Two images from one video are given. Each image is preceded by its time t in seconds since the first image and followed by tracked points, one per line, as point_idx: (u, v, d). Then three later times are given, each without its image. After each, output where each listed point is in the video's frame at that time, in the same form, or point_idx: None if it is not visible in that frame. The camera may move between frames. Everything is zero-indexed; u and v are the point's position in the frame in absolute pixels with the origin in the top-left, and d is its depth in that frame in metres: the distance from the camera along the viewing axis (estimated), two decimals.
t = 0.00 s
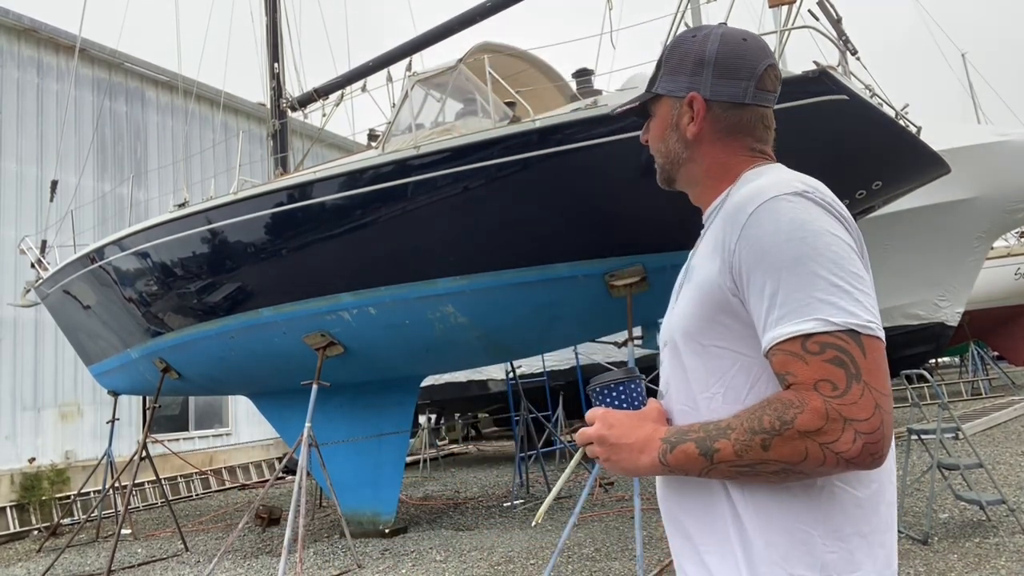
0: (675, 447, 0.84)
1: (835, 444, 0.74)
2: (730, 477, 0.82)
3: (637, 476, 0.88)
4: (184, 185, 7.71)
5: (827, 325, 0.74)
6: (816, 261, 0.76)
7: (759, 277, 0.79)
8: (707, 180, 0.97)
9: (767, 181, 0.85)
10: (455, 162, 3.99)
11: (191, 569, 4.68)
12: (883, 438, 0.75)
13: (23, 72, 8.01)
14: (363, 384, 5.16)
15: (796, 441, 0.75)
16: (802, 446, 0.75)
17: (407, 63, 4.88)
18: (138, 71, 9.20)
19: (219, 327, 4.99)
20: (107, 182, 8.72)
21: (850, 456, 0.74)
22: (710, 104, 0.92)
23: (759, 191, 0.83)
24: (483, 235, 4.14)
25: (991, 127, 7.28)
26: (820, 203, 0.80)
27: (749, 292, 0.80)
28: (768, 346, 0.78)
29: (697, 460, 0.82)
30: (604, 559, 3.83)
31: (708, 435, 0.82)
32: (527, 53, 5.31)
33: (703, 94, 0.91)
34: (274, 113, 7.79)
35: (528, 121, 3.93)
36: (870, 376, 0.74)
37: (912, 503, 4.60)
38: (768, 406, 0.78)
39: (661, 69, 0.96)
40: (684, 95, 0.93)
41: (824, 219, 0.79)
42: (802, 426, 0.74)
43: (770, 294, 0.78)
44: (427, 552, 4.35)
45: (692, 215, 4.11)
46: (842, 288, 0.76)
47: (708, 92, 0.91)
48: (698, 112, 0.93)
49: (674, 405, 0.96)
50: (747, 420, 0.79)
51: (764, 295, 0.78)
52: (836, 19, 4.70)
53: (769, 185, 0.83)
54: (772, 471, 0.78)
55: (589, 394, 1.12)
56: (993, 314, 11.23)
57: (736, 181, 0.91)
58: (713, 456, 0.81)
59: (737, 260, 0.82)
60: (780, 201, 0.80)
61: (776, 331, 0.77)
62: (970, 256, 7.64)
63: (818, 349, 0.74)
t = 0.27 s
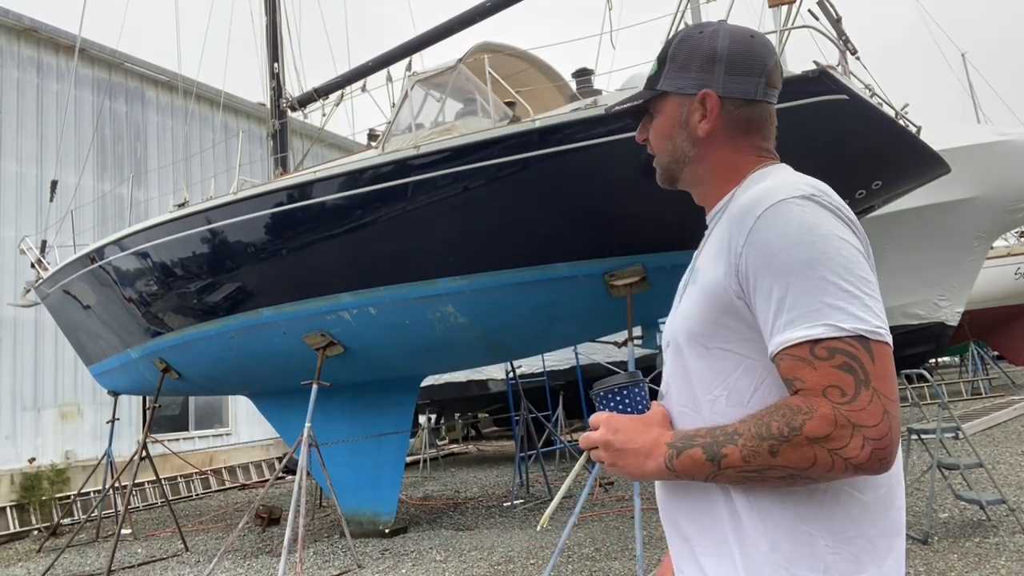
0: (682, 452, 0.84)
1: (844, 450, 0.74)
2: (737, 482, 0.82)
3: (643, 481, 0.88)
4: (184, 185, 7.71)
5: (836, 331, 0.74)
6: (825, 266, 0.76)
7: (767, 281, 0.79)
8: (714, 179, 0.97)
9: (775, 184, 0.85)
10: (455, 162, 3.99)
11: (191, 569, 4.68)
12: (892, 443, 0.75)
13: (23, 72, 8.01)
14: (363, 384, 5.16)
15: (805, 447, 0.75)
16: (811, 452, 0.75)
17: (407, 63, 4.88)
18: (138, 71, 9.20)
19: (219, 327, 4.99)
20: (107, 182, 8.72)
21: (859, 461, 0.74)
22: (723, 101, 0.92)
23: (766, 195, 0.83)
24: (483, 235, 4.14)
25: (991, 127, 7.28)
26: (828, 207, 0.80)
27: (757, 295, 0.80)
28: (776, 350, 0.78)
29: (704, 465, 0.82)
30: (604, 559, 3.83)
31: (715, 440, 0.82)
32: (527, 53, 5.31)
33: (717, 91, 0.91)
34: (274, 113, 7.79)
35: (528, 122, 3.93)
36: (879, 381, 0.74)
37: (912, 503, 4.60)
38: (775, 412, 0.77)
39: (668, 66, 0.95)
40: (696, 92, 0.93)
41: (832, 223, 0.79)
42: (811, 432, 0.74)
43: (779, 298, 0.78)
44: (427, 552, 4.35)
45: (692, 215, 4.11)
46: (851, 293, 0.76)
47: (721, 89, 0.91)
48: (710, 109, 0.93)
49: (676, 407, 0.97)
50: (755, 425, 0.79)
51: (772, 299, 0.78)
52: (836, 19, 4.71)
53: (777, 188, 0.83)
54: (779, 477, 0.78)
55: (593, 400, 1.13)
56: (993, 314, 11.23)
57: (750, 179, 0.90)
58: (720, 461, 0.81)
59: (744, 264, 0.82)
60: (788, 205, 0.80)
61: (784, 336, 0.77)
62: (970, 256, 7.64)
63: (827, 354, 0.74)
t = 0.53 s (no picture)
0: (684, 445, 0.83)
1: (853, 442, 0.73)
2: (741, 476, 0.81)
3: (643, 476, 0.86)
4: (184, 185, 7.71)
5: (845, 324, 0.74)
6: (835, 259, 0.76)
7: (776, 275, 0.79)
8: (752, 172, 0.97)
9: (782, 182, 0.85)
10: (454, 162, 3.99)
11: (191, 569, 4.68)
12: (899, 437, 0.75)
13: (23, 72, 8.01)
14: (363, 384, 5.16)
15: (813, 439, 0.74)
16: (818, 445, 0.74)
17: (407, 63, 4.88)
18: (138, 71, 9.20)
19: (219, 327, 4.99)
20: (107, 182, 8.72)
21: (867, 454, 0.73)
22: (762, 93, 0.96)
23: (774, 192, 0.84)
24: (483, 235, 4.14)
25: (991, 127, 7.29)
26: (836, 203, 0.81)
27: (764, 291, 0.81)
28: (784, 344, 0.78)
29: (708, 458, 0.82)
30: (604, 559, 3.83)
31: (719, 433, 0.82)
32: (527, 53, 5.31)
33: (763, 83, 0.95)
34: (274, 113, 7.79)
35: (527, 121, 3.93)
36: (888, 375, 0.74)
37: (912, 503, 4.60)
38: (782, 405, 0.77)
39: (713, 54, 0.92)
40: (748, 82, 0.94)
41: (840, 218, 0.79)
42: (819, 424, 0.74)
43: (787, 292, 0.78)
44: (427, 552, 4.35)
45: (692, 215, 4.10)
46: (860, 288, 0.76)
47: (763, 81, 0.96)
48: (756, 101, 0.95)
49: (677, 404, 0.98)
50: (762, 418, 0.78)
51: (781, 293, 0.78)
52: (836, 18, 4.71)
53: (785, 185, 0.84)
54: (784, 470, 0.78)
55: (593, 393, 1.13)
56: (993, 313, 11.22)
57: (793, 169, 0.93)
58: (724, 455, 0.81)
59: (752, 259, 0.82)
60: (796, 200, 0.81)
61: (793, 329, 0.77)
62: (970, 256, 7.64)
63: (836, 347, 0.74)
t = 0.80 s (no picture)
0: (703, 449, 0.84)
1: (878, 441, 0.73)
2: (760, 479, 0.81)
3: (659, 481, 0.86)
4: (184, 185, 7.71)
5: (868, 323, 0.74)
6: (854, 259, 0.76)
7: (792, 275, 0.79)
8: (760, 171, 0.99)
9: (794, 183, 0.85)
10: (455, 162, 3.99)
11: (191, 569, 4.68)
12: (921, 435, 0.75)
13: (23, 72, 8.01)
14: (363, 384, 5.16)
15: (837, 440, 0.74)
16: (843, 445, 0.74)
17: (407, 63, 4.88)
18: (138, 71, 9.19)
19: (219, 327, 4.99)
20: (107, 182, 8.71)
21: (893, 453, 0.73)
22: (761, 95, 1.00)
23: (788, 192, 0.84)
24: (483, 235, 4.14)
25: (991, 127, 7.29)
26: (849, 204, 0.81)
27: (780, 291, 0.81)
28: (804, 344, 0.77)
29: (727, 461, 0.81)
30: (604, 559, 3.83)
31: (738, 435, 0.82)
32: (527, 53, 5.31)
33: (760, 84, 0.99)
34: (274, 113, 7.79)
35: (528, 121, 3.94)
36: (910, 373, 0.74)
37: (912, 503, 4.60)
38: (805, 407, 0.77)
39: (727, 51, 0.93)
40: (754, 83, 0.97)
41: (855, 218, 0.80)
42: (844, 424, 0.74)
43: (805, 292, 0.78)
44: (427, 552, 4.35)
45: (692, 215, 4.10)
46: (878, 287, 0.76)
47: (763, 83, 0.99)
48: (757, 101, 0.99)
49: (682, 407, 0.97)
50: (783, 420, 0.78)
51: (798, 293, 0.78)
52: (836, 18, 4.71)
53: (798, 186, 0.84)
54: (807, 472, 0.78)
55: (600, 399, 1.13)
56: (993, 313, 11.23)
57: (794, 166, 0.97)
58: (745, 458, 0.81)
59: (767, 260, 0.82)
60: (812, 200, 0.81)
61: (812, 329, 0.77)
62: (970, 256, 7.64)
63: (858, 347, 0.74)
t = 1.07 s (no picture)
0: (707, 451, 0.84)
1: (886, 440, 0.73)
2: (765, 479, 0.82)
3: (662, 484, 0.86)
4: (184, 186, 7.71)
5: (873, 323, 0.75)
6: (858, 259, 0.76)
7: (796, 276, 0.79)
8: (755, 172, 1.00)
9: (795, 184, 0.86)
10: (455, 162, 4.00)
11: (192, 569, 4.68)
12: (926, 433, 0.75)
13: (23, 72, 8.02)
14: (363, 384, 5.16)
15: (846, 439, 0.74)
16: (851, 444, 0.74)
17: (407, 63, 4.89)
18: (138, 72, 9.21)
19: (219, 327, 4.99)
20: (107, 182, 8.72)
21: (900, 452, 0.74)
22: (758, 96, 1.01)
23: (790, 193, 0.84)
24: (483, 235, 4.14)
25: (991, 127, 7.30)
26: (850, 205, 0.82)
27: (783, 292, 0.81)
28: (808, 344, 0.78)
29: (733, 463, 0.82)
30: (604, 560, 3.83)
31: (743, 437, 0.82)
32: (527, 53, 5.31)
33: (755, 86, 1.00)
34: (274, 113, 7.79)
35: (528, 122, 3.94)
36: (915, 371, 0.74)
37: (912, 504, 4.61)
38: (811, 407, 0.77)
39: (725, 55, 0.93)
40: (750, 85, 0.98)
41: (857, 219, 0.80)
42: (853, 423, 0.74)
43: (809, 292, 0.78)
44: (427, 552, 4.36)
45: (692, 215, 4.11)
46: (881, 286, 0.76)
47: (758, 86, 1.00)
48: (752, 104, 1.00)
49: (680, 408, 0.96)
50: (791, 420, 0.78)
51: (803, 293, 0.78)
52: (836, 19, 4.72)
53: (799, 186, 0.85)
54: (813, 471, 0.78)
55: (598, 403, 1.06)
56: (993, 314, 11.23)
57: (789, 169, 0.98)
58: (751, 459, 0.81)
59: (770, 260, 0.83)
60: (814, 201, 0.82)
61: (817, 329, 0.77)
62: (970, 256, 7.64)
63: (864, 346, 0.74)
